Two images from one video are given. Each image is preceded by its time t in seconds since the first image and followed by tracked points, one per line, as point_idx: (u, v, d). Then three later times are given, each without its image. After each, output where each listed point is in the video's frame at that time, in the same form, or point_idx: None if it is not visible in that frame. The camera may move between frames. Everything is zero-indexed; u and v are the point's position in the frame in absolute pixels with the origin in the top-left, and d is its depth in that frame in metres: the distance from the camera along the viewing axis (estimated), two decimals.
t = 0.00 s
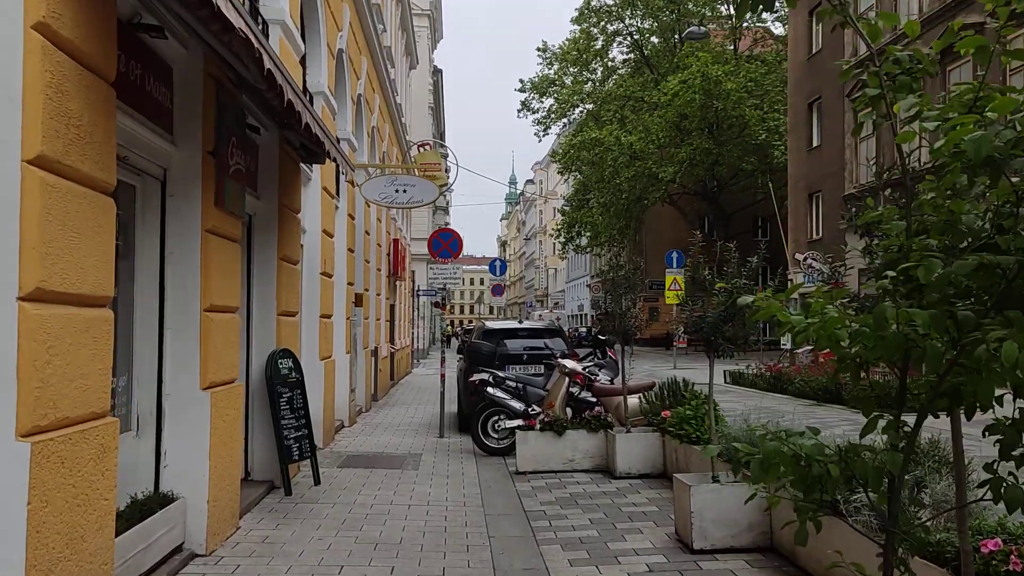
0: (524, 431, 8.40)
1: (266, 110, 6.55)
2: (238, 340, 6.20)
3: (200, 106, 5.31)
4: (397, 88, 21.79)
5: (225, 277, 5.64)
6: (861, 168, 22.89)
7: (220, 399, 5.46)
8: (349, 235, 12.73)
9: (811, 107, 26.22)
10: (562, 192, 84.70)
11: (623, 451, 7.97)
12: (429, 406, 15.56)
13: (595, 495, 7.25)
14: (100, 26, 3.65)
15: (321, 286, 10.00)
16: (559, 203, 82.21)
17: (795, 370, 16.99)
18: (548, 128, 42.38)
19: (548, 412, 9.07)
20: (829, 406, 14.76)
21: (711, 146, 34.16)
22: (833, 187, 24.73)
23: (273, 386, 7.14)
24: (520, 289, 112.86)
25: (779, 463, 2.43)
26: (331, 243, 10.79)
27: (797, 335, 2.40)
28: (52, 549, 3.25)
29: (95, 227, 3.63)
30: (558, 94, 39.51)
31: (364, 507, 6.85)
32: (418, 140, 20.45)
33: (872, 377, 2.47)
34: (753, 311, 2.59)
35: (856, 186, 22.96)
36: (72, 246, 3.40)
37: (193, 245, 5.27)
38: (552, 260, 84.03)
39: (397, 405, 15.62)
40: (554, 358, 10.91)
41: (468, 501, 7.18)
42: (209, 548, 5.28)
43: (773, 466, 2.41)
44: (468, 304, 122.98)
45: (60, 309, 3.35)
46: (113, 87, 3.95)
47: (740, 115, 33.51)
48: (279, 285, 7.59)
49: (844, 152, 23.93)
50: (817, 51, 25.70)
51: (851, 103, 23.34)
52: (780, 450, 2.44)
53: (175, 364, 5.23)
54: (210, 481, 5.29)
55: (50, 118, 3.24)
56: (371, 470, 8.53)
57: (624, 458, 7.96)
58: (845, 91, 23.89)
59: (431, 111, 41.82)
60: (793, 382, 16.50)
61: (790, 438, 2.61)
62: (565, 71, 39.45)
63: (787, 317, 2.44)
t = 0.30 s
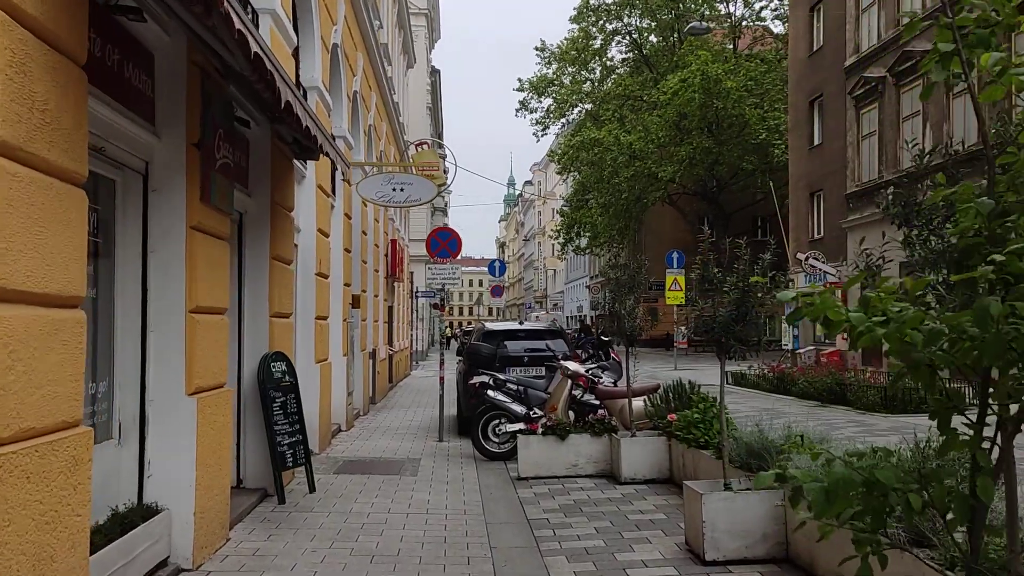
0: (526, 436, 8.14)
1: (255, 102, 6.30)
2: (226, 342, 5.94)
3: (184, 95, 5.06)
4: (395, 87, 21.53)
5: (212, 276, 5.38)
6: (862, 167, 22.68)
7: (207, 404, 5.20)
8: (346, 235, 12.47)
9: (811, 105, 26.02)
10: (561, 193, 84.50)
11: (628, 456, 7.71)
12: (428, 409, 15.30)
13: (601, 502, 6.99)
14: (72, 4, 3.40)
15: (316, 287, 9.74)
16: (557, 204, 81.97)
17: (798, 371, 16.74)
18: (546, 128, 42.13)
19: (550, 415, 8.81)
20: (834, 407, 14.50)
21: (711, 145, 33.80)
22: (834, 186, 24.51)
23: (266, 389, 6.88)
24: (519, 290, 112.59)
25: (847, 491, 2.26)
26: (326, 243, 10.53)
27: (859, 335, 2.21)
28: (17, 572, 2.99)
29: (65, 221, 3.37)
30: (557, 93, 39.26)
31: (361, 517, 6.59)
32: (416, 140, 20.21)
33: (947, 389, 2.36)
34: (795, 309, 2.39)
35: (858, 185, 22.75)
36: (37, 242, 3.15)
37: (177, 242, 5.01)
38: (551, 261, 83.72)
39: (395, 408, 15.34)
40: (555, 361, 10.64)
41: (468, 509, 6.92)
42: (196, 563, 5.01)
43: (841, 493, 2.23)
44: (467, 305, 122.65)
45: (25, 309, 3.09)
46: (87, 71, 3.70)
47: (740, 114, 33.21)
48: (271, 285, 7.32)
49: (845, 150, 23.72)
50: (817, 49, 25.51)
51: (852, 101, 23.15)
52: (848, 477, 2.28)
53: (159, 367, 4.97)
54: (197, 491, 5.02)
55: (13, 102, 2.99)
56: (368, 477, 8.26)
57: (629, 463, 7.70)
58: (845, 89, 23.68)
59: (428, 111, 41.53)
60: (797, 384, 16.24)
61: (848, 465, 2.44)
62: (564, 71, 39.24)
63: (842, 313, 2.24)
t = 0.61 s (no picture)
0: (528, 439, 7.85)
1: (245, 91, 6.00)
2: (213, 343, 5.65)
3: (166, 81, 4.75)
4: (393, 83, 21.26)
5: (198, 273, 5.08)
6: (867, 163, 22.38)
7: (191, 409, 4.91)
8: (342, 232, 12.18)
9: (815, 102, 25.74)
10: (560, 192, 84.21)
11: (634, 460, 7.42)
12: (428, 410, 15.02)
13: (606, 509, 6.70)
14: None
15: (311, 286, 9.45)
16: (557, 204, 81.74)
17: (804, 371, 16.46)
18: (546, 127, 41.86)
19: (553, 418, 8.52)
20: (842, 408, 14.22)
21: (712, 142, 33.34)
22: (838, 183, 24.21)
23: (257, 392, 6.59)
24: (518, 290, 112.35)
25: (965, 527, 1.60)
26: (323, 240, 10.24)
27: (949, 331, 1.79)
28: None
29: (28, 212, 3.08)
30: (556, 92, 38.99)
31: (356, 525, 6.29)
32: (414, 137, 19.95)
33: None
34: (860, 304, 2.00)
35: (862, 182, 22.45)
36: None
37: (159, 237, 4.71)
38: (551, 260, 83.49)
39: (394, 409, 15.05)
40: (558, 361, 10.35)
41: (468, 517, 6.62)
42: None
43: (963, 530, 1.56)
44: (467, 305, 122.41)
45: None
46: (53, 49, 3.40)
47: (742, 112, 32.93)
48: (263, 284, 7.03)
49: (849, 146, 23.43)
50: (820, 45, 25.22)
51: (856, 97, 22.85)
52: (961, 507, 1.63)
53: (140, 370, 4.68)
54: (179, 501, 4.74)
55: None
56: (364, 481, 7.96)
57: (635, 467, 7.41)
58: (849, 85, 23.39)
59: (428, 110, 41.26)
60: (803, 383, 15.95)
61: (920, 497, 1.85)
62: (564, 69, 38.96)
63: (925, 306, 1.84)
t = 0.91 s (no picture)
0: (529, 446, 7.60)
1: (235, 85, 5.74)
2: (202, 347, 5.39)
3: (149, 71, 4.49)
4: (392, 82, 21.04)
5: (184, 274, 4.82)
6: (871, 163, 22.22)
7: (178, 417, 4.64)
8: (338, 232, 11.93)
9: (817, 101, 25.56)
10: (558, 194, 84.03)
11: (639, 469, 7.18)
12: (426, 414, 14.77)
13: (611, 519, 6.45)
14: None
15: (306, 287, 9.20)
16: (555, 205, 81.54)
17: (808, 373, 16.25)
18: (545, 128, 41.70)
19: (555, 423, 8.28)
20: (849, 411, 14.01)
21: (713, 142, 33.13)
22: (841, 183, 24.02)
23: (248, 398, 6.34)
24: (516, 291, 112.14)
25: None
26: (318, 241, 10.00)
27: None
28: None
29: None
30: (555, 92, 38.77)
31: (352, 536, 6.04)
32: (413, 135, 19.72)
33: None
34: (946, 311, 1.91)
35: (867, 181, 22.29)
36: None
37: (141, 235, 4.45)
38: (549, 262, 83.25)
39: (391, 413, 14.79)
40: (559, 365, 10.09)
41: (468, 528, 6.36)
42: None
43: None
44: (464, 306, 122.14)
45: None
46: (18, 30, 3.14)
47: (743, 111, 32.80)
48: (254, 285, 6.78)
49: (853, 146, 23.25)
50: (823, 43, 25.09)
51: (860, 96, 22.71)
52: None
53: (122, 377, 4.42)
54: (165, 515, 4.48)
55: None
56: (360, 490, 7.69)
57: (640, 476, 7.17)
58: (852, 84, 23.25)
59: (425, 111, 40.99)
60: (808, 386, 15.73)
61: None
62: (563, 69, 38.77)
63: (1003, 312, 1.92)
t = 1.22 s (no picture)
0: (529, 448, 7.32)
1: (222, 70, 5.43)
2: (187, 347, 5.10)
3: (128, 51, 4.19)
4: (387, 79, 20.74)
5: (167, 270, 4.54)
6: (872, 161, 21.98)
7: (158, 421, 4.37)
8: (333, 228, 11.63)
9: (817, 98, 25.32)
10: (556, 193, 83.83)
11: (645, 473, 6.90)
12: (423, 414, 14.50)
13: (616, 526, 6.17)
14: None
15: (300, 286, 8.91)
16: (553, 204, 81.29)
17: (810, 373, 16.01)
18: (542, 126, 41.44)
19: (556, 426, 8.01)
20: (853, 412, 13.76)
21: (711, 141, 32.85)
22: (841, 182, 23.77)
23: (236, 400, 6.05)
24: (513, 291, 111.89)
25: None
26: (311, 238, 9.70)
27: None
28: None
29: None
30: (552, 91, 38.51)
31: (346, 545, 5.75)
32: (409, 132, 19.42)
33: None
34: None
35: (867, 179, 22.05)
36: None
37: (119, 227, 4.17)
38: (546, 261, 83.01)
39: (387, 414, 14.52)
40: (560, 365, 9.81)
41: (468, 536, 6.08)
42: None
43: None
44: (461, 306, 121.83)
45: None
46: None
47: (742, 109, 32.56)
48: (244, 282, 6.49)
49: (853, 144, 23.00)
50: (823, 40, 24.84)
51: (860, 93, 22.47)
52: None
53: (98, 379, 4.13)
54: (144, 527, 4.20)
55: None
56: (354, 495, 7.40)
57: (646, 480, 6.90)
58: (853, 81, 23.00)
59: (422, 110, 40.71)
60: (811, 386, 15.47)
61: None
62: (560, 68, 38.51)
63: None
